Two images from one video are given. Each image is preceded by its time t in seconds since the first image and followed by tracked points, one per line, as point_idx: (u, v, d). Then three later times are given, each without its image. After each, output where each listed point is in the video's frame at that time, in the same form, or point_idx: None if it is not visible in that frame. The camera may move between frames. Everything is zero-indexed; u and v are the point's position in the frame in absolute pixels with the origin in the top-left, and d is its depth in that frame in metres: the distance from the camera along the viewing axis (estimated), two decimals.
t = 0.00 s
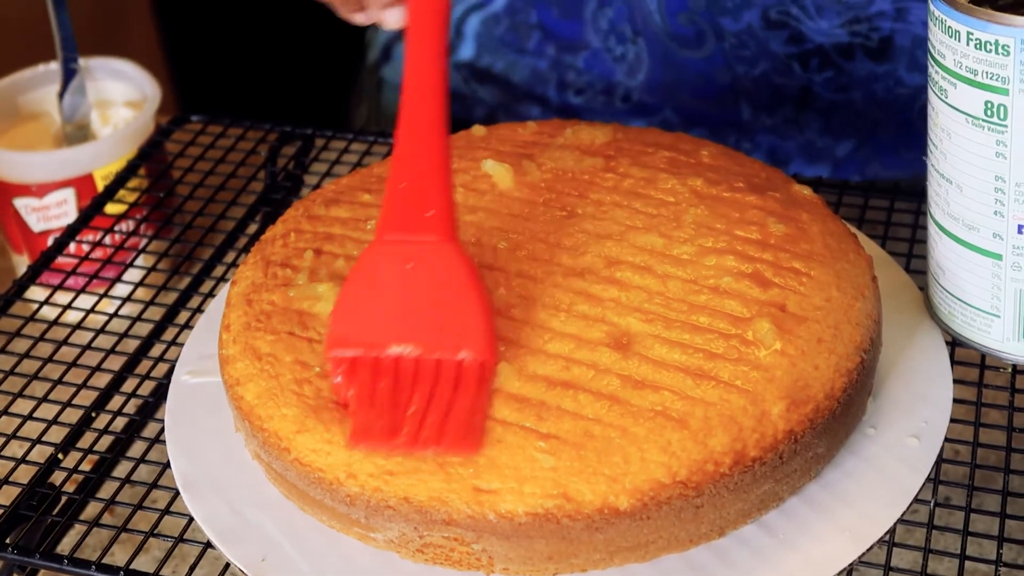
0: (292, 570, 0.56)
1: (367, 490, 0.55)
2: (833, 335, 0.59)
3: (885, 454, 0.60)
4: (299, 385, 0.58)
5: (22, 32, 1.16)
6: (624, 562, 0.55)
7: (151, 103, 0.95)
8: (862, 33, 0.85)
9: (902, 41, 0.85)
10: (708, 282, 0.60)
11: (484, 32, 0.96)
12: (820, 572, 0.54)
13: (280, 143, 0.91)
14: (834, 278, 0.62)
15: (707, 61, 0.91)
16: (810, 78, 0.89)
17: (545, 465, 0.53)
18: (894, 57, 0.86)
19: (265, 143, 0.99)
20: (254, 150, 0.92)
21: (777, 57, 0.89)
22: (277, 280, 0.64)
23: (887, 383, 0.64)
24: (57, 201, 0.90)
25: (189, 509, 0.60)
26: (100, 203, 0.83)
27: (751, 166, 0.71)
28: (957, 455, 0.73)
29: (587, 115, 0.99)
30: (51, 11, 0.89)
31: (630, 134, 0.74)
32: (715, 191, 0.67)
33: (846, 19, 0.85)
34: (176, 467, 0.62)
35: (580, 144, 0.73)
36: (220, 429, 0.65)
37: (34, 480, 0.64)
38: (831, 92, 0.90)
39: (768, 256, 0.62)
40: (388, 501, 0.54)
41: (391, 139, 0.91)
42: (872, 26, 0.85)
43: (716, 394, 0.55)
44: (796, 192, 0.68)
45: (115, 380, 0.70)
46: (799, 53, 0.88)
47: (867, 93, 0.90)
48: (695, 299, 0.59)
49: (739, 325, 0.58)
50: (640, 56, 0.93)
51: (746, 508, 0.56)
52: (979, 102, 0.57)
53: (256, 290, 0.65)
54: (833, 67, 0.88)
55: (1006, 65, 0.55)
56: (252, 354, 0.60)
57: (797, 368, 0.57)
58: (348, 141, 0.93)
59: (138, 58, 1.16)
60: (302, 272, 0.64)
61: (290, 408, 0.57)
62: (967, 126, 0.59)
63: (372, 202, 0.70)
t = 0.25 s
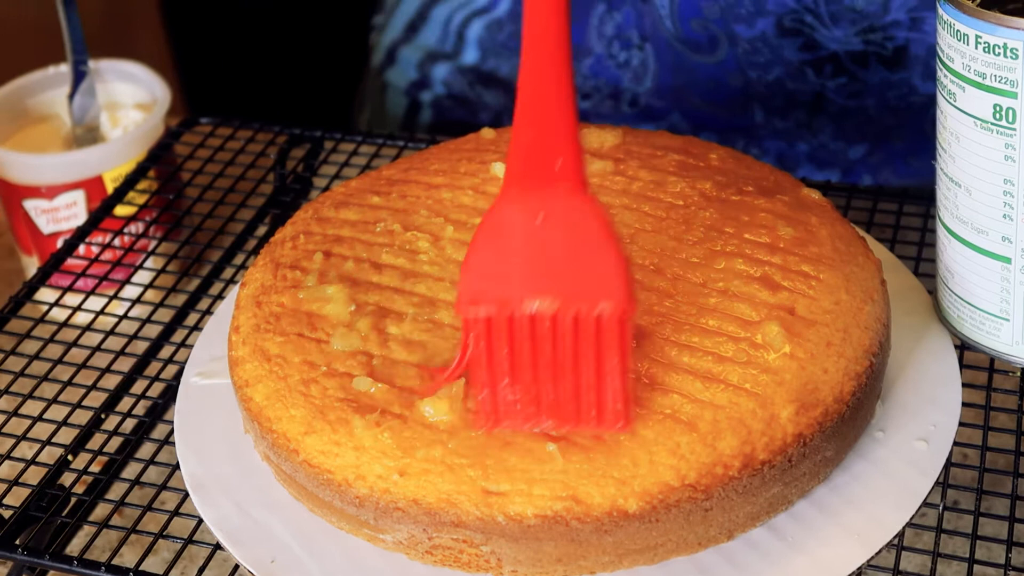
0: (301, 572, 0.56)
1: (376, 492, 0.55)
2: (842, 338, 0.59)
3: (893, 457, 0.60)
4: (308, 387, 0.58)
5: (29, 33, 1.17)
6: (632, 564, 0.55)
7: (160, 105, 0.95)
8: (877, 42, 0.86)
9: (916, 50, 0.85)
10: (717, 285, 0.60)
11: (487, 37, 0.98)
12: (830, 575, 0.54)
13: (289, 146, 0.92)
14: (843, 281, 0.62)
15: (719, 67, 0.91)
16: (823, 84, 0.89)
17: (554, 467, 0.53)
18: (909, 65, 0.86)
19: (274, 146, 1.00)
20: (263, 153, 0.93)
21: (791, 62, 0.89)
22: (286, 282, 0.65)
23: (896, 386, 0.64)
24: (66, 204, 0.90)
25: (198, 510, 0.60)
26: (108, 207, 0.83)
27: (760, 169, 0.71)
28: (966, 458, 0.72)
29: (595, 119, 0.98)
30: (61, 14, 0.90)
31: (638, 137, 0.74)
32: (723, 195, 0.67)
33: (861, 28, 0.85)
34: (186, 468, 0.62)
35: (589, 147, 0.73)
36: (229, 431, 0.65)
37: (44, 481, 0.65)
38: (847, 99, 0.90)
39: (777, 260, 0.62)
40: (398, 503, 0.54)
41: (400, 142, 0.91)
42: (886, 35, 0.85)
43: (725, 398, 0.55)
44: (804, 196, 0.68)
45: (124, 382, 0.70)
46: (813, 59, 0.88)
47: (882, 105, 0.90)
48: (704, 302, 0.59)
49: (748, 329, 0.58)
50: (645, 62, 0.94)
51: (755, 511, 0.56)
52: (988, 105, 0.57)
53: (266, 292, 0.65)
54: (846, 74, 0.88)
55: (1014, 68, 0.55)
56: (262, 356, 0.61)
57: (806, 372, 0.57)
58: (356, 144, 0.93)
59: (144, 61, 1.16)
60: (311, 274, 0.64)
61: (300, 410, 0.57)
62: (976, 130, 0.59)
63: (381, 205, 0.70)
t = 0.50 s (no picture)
0: (300, 571, 0.56)
1: (376, 490, 0.54)
2: (843, 337, 0.59)
3: (895, 456, 0.60)
4: (307, 385, 0.58)
5: (29, 32, 1.17)
6: (633, 563, 0.55)
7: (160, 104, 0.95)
8: (878, 38, 0.85)
9: (918, 46, 0.85)
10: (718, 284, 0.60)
11: (488, 36, 0.97)
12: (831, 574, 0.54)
13: (290, 145, 0.92)
14: (844, 280, 0.61)
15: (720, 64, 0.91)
16: (823, 83, 0.89)
17: (554, 466, 0.52)
18: (910, 63, 0.86)
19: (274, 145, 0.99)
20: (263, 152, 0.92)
21: (791, 60, 0.89)
22: (286, 281, 0.64)
23: (898, 386, 0.64)
24: (66, 202, 0.90)
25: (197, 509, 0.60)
26: (107, 204, 0.84)
27: (761, 168, 0.71)
28: (967, 458, 0.72)
29: (597, 117, 0.99)
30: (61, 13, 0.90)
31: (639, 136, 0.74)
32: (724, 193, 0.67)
33: (862, 23, 0.85)
34: (185, 467, 0.62)
35: (589, 145, 0.73)
36: (228, 429, 0.65)
37: (43, 480, 0.64)
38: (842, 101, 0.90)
39: (778, 258, 0.62)
40: (397, 501, 0.54)
41: (401, 141, 0.91)
42: (888, 32, 0.85)
43: (726, 396, 0.55)
44: (805, 194, 0.68)
45: (124, 380, 0.70)
46: (814, 57, 0.88)
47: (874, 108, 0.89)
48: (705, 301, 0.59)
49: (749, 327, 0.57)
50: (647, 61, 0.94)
51: (756, 510, 0.56)
52: (991, 103, 0.57)
53: (265, 290, 0.65)
54: (847, 72, 0.88)
55: (1017, 66, 0.55)
56: (261, 354, 0.60)
57: (807, 370, 0.57)
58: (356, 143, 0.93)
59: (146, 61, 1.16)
60: (311, 273, 0.64)
61: (299, 409, 0.57)
62: (978, 128, 0.58)
63: (381, 204, 0.70)
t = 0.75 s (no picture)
0: (298, 567, 0.56)
1: (373, 485, 0.54)
2: (842, 330, 0.58)
3: (894, 450, 0.60)
4: (304, 380, 0.58)
5: (27, 26, 1.16)
6: (631, 558, 0.55)
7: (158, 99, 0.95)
8: (864, 14, 0.84)
9: (904, 23, 0.83)
10: (716, 278, 0.60)
11: (492, 26, 0.96)
12: (830, 569, 0.54)
13: (288, 140, 0.91)
14: (843, 273, 0.61)
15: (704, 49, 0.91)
16: (811, 61, 0.88)
17: (552, 460, 0.52)
18: (897, 37, 0.84)
19: (272, 140, 0.99)
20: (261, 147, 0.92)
21: (779, 41, 0.87)
22: (284, 276, 0.64)
23: (897, 379, 0.64)
24: (64, 198, 0.89)
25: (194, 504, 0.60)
26: (106, 199, 0.85)
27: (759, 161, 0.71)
28: (966, 452, 0.72)
29: (596, 108, 0.99)
30: (59, 7, 0.89)
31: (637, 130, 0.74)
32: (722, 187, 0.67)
33: None
34: (182, 462, 0.62)
35: (587, 139, 0.73)
36: (226, 424, 0.64)
37: (40, 475, 0.64)
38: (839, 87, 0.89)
39: (776, 252, 0.61)
40: (394, 496, 0.54)
41: (399, 136, 0.91)
42: (874, 8, 0.83)
43: (724, 390, 0.54)
44: (804, 188, 0.68)
45: (122, 375, 0.70)
46: (802, 34, 0.86)
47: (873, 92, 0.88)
48: (703, 295, 0.59)
49: (748, 322, 0.57)
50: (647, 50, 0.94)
51: (754, 504, 0.56)
52: (993, 102, 0.57)
53: (262, 285, 0.65)
54: (835, 47, 0.86)
55: (1020, 66, 0.54)
56: (259, 349, 0.60)
57: (806, 364, 0.56)
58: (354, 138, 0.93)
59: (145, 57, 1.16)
60: (308, 267, 0.64)
61: (296, 403, 0.57)
62: (981, 126, 0.58)
63: (378, 198, 0.70)
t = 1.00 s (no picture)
0: (298, 566, 0.56)
1: (373, 483, 0.54)
2: (841, 329, 0.59)
3: (893, 448, 0.60)
4: (305, 379, 0.58)
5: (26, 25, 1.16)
6: (630, 556, 0.55)
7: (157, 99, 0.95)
8: None
9: None
10: (716, 276, 0.60)
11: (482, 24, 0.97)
12: (830, 567, 0.54)
13: (288, 139, 0.92)
14: (841, 272, 0.61)
15: (672, 21, 0.92)
16: (770, 16, 0.89)
17: (552, 459, 0.52)
18: None
19: (272, 139, 0.99)
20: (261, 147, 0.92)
21: None
22: (284, 275, 0.64)
23: (896, 377, 0.64)
24: (63, 197, 0.89)
25: (195, 504, 0.60)
26: (106, 199, 0.85)
27: (758, 160, 0.71)
28: (964, 450, 0.72)
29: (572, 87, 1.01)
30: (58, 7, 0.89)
31: (636, 129, 0.74)
32: (722, 186, 0.67)
33: None
34: (182, 462, 0.62)
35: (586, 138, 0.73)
36: (227, 424, 0.65)
37: (41, 475, 0.64)
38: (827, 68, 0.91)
39: (775, 250, 0.62)
40: (395, 495, 0.54)
41: (399, 135, 0.91)
42: None
43: (723, 388, 0.54)
44: (802, 187, 0.68)
45: (122, 375, 0.70)
46: None
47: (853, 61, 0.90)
48: (703, 293, 0.59)
49: (747, 320, 0.57)
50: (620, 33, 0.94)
51: (753, 502, 0.56)
52: (991, 98, 0.57)
53: (262, 284, 0.65)
54: (792, 6, 0.89)
55: (1016, 61, 0.54)
56: (259, 348, 0.60)
57: (805, 362, 0.57)
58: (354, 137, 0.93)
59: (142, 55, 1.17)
60: (308, 267, 0.64)
61: (296, 402, 0.57)
62: (980, 123, 0.58)
63: (377, 197, 0.70)
